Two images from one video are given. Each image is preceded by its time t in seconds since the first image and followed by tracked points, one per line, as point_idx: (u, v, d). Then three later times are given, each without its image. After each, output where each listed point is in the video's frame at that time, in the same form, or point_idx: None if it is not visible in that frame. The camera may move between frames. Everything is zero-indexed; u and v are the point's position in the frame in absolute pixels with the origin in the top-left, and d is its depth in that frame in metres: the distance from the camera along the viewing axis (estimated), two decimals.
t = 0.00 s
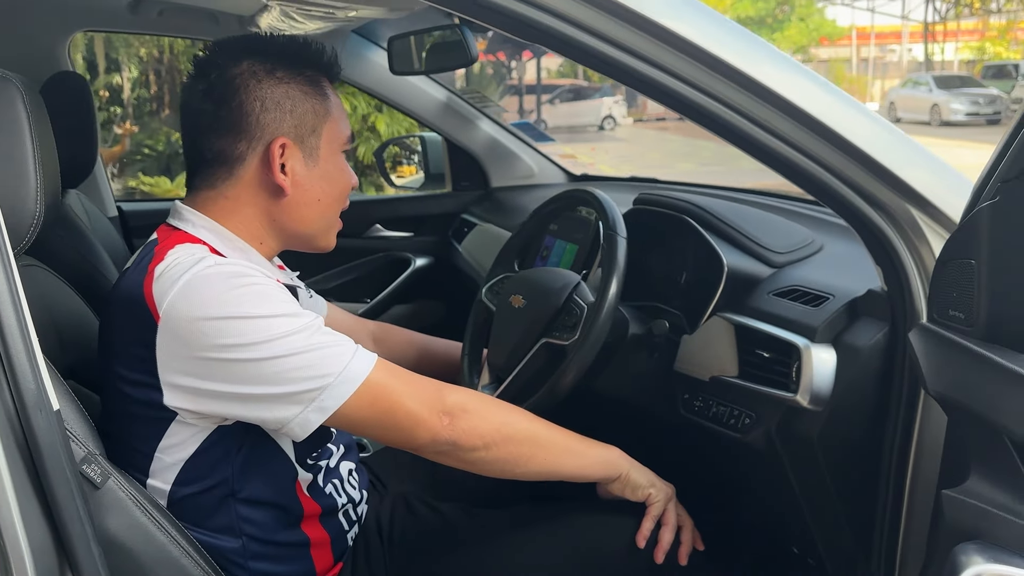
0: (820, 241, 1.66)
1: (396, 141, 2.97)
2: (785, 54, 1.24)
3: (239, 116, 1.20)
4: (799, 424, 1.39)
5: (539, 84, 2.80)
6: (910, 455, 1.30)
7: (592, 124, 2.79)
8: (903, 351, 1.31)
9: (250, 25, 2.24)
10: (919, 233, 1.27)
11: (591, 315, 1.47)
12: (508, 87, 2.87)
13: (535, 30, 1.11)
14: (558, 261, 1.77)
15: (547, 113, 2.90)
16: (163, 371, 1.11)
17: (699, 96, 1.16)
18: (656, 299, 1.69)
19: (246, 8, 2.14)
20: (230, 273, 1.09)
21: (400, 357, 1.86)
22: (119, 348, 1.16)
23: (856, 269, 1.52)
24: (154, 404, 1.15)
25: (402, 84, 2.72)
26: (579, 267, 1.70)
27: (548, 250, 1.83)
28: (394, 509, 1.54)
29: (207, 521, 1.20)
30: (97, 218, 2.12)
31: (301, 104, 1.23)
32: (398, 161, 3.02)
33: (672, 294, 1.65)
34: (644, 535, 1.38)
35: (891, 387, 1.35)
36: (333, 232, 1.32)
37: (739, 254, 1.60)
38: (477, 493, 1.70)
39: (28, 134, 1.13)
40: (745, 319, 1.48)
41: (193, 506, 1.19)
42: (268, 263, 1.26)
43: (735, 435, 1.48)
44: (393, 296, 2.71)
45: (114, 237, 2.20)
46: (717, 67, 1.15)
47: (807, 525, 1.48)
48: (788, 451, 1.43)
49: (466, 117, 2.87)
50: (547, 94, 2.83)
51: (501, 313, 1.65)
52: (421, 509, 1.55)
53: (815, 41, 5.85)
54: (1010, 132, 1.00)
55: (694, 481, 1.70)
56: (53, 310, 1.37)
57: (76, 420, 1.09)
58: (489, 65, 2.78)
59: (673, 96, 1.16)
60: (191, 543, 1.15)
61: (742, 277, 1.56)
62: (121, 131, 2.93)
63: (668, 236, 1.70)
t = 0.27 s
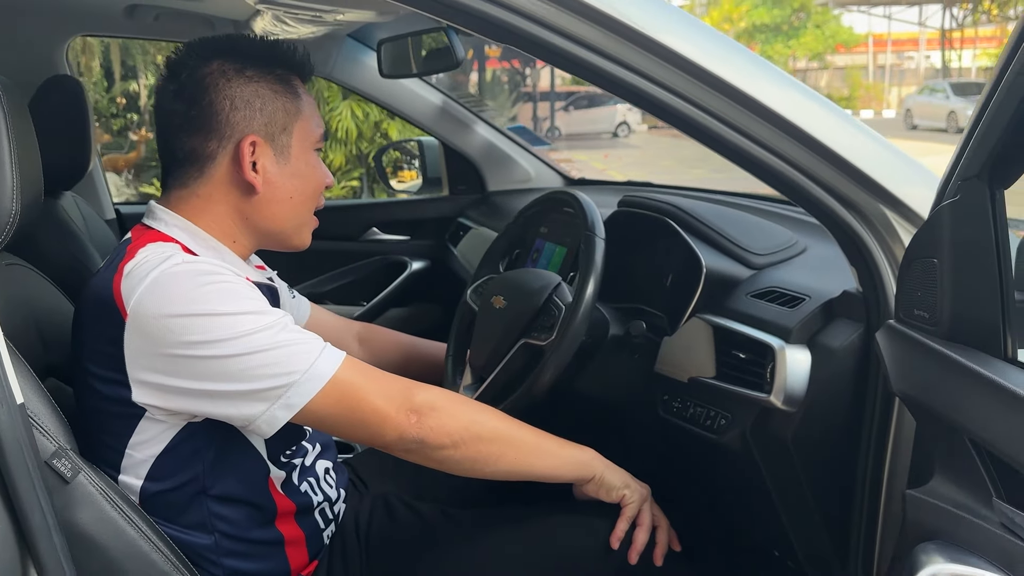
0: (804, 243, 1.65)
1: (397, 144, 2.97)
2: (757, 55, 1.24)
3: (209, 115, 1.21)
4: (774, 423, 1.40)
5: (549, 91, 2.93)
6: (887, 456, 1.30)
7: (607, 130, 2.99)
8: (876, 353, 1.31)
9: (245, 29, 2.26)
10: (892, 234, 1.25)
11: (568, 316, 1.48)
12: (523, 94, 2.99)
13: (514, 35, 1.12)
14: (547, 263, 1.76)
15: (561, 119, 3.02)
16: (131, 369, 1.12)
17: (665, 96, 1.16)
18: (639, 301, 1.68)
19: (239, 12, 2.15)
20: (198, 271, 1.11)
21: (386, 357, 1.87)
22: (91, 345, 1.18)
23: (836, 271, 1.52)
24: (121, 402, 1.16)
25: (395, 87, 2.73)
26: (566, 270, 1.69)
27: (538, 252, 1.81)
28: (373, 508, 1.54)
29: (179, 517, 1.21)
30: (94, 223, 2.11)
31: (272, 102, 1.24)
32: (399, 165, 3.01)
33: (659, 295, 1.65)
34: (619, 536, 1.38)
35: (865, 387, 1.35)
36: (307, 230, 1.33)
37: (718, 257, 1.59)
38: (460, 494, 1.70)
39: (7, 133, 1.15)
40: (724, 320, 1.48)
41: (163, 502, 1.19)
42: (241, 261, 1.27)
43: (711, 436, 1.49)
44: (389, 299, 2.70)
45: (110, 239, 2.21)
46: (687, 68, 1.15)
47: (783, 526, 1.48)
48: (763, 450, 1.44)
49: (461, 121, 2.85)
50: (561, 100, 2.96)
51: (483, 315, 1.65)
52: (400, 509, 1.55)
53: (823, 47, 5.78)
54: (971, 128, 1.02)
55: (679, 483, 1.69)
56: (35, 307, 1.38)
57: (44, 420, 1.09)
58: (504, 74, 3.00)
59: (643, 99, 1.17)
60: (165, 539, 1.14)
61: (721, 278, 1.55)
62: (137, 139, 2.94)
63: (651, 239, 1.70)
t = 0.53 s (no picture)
0: (797, 244, 1.64)
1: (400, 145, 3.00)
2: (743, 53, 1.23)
3: (199, 114, 1.22)
4: (758, 424, 1.40)
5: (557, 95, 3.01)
6: (875, 460, 1.28)
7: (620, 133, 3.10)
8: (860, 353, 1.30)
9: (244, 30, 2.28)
10: (879, 232, 1.23)
11: (555, 315, 1.48)
12: (534, 99, 3.08)
13: (496, 33, 1.11)
14: (543, 265, 1.75)
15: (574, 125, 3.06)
16: (115, 365, 1.13)
17: (651, 95, 1.13)
18: (631, 301, 1.68)
19: (241, 14, 2.17)
20: (182, 268, 1.11)
21: (380, 359, 1.87)
22: (76, 341, 1.18)
23: (826, 272, 1.51)
24: (106, 399, 1.17)
25: (394, 88, 2.72)
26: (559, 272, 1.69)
27: (534, 254, 1.81)
28: (362, 507, 1.54)
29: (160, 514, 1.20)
30: (94, 220, 2.12)
31: (262, 102, 1.25)
32: (402, 167, 3.01)
33: (650, 296, 1.64)
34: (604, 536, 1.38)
35: (853, 388, 1.34)
36: (297, 230, 1.34)
37: (709, 257, 1.59)
38: (451, 495, 1.69)
39: None
40: (713, 320, 1.47)
41: (148, 498, 1.19)
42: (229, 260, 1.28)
43: (700, 437, 1.49)
44: (390, 300, 2.70)
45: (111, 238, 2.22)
46: (669, 65, 1.13)
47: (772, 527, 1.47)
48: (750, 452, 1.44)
49: (461, 123, 2.82)
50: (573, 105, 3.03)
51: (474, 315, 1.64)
52: (389, 508, 1.54)
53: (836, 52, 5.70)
54: (949, 125, 1.03)
55: (673, 485, 1.68)
56: (25, 304, 1.39)
57: (25, 416, 1.09)
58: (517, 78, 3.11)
59: (629, 98, 1.14)
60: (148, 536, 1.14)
61: (711, 278, 1.55)
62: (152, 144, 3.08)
63: (644, 239, 1.70)
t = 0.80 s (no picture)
0: (807, 251, 1.62)
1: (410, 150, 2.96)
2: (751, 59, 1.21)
3: (203, 121, 1.21)
4: (768, 436, 1.38)
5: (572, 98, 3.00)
6: (887, 472, 1.27)
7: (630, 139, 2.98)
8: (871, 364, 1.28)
9: (253, 36, 2.28)
10: (890, 242, 1.21)
11: (562, 323, 1.46)
12: (546, 103, 3.17)
13: (502, 39, 1.09)
14: (551, 272, 1.74)
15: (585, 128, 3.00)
16: (117, 373, 1.13)
17: (656, 101, 1.12)
18: (639, 308, 1.66)
19: (250, 20, 2.17)
20: (184, 277, 1.11)
21: (386, 370, 1.86)
22: (79, 349, 1.18)
23: (837, 280, 1.49)
24: (108, 408, 1.16)
25: (402, 93, 2.71)
26: (566, 279, 1.67)
27: (541, 260, 1.80)
28: (367, 516, 1.53)
29: (165, 524, 1.20)
30: (102, 224, 2.13)
31: (267, 109, 1.24)
32: (412, 172, 2.98)
33: (659, 304, 1.62)
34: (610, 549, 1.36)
35: (865, 399, 1.32)
36: (302, 237, 1.33)
37: (718, 264, 1.57)
38: (457, 503, 1.68)
39: None
40: (721, 329, 1.45)
41: (152, 507, 1.19)
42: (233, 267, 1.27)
43: (708, 447, 1.47)
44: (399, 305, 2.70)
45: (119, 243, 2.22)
46: (677, 72, 1.12)
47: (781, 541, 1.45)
48: (759, 465, 1.42)
49: (471, 128, 2.80)
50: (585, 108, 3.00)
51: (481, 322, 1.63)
52: (393, 517, 1.54)
53: (852, 55, 5.63)
54: (961, 132, 1.01)
55: (680, 494, 1.67)
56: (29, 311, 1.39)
57: (26, 424, 1.09)
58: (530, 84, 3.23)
59: (634, 103, 1.12)
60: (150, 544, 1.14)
61: (720, 286, 1.53)
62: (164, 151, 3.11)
63: (653, 247, 1.68)
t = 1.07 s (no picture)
0: (820, 262, 1.61)
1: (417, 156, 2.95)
2: (764, 70, 1.20)
3: (214, 132, 1.21)
4: (780, 451, 1.37)
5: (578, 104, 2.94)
6: (901, 490, 1.25)
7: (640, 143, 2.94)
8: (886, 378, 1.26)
9: (262, 43, 2.28)
10: (905, 255, 1.19)
11: (572, 335, 1.45)
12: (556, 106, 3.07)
13: (513, 51, 1.08)
14: (561, 280, 1.72)
15: (593, 133, 2.95)
16: (124, 386, 1.12)
17: (668, 112, 1.10)
18: (650, 318, 1.65)
19: (260, 28, 2.17)
20: (191, 289, 1.10)
21: (393, 380, 1.85)
22: (87, 361, 1.17)
23: (850, 291, 1.47)
24: (115, 420, 1.16)
25: (411, 100, 2.70)
26: (577, 289, 1.66)
27: (550, 269, 1.78)
28: (375, 528, 1.52)
29: (171, 538, 1.19)
30: (111, 231, 2.14)
31: (278, 121, 1.24)
32: (421, 178, 2.99)
33: (671, 315, 1.61)
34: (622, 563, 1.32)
35: (879, 414, 1.30)
36: (312, 248, 1.32)
37: (730, 275, 1.56)
38: (466, 514, 1.67)
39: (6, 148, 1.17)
40: (733, 341, 1.44)
41: (159, 521, 1.18)
42: (240, 279, 1.27)
43: (720, 462, 1.46)
44: (408, 312, 2.69)
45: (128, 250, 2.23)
46: (691, 84, 1.10)
47: (793, 555, 1.44)
48: (772, 479, 1.40)
49: (480, 135, 2.80)
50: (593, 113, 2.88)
51: (490, 333, 1.61)
52: (402, 529, 1.53)
53: (862, 59, 5.60)
54: (981, 146, 1.00)
55: (691, 506, 1.65)
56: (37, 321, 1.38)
57: (32, 438, 1.09)
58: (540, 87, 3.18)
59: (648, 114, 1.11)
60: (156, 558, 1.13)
61: (732, 297, 1.51)
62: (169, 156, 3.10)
63: (664, 257, 1.67)
